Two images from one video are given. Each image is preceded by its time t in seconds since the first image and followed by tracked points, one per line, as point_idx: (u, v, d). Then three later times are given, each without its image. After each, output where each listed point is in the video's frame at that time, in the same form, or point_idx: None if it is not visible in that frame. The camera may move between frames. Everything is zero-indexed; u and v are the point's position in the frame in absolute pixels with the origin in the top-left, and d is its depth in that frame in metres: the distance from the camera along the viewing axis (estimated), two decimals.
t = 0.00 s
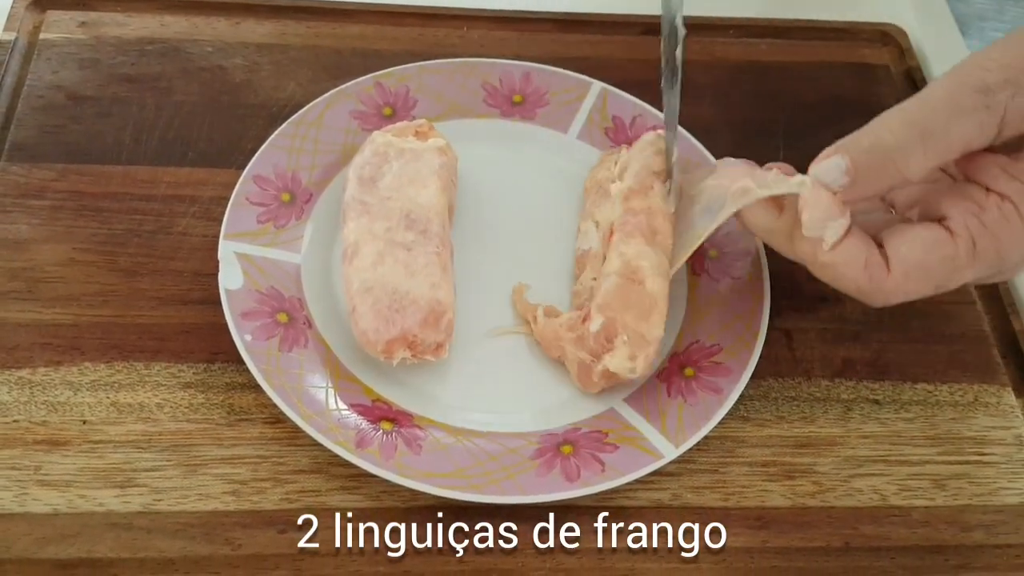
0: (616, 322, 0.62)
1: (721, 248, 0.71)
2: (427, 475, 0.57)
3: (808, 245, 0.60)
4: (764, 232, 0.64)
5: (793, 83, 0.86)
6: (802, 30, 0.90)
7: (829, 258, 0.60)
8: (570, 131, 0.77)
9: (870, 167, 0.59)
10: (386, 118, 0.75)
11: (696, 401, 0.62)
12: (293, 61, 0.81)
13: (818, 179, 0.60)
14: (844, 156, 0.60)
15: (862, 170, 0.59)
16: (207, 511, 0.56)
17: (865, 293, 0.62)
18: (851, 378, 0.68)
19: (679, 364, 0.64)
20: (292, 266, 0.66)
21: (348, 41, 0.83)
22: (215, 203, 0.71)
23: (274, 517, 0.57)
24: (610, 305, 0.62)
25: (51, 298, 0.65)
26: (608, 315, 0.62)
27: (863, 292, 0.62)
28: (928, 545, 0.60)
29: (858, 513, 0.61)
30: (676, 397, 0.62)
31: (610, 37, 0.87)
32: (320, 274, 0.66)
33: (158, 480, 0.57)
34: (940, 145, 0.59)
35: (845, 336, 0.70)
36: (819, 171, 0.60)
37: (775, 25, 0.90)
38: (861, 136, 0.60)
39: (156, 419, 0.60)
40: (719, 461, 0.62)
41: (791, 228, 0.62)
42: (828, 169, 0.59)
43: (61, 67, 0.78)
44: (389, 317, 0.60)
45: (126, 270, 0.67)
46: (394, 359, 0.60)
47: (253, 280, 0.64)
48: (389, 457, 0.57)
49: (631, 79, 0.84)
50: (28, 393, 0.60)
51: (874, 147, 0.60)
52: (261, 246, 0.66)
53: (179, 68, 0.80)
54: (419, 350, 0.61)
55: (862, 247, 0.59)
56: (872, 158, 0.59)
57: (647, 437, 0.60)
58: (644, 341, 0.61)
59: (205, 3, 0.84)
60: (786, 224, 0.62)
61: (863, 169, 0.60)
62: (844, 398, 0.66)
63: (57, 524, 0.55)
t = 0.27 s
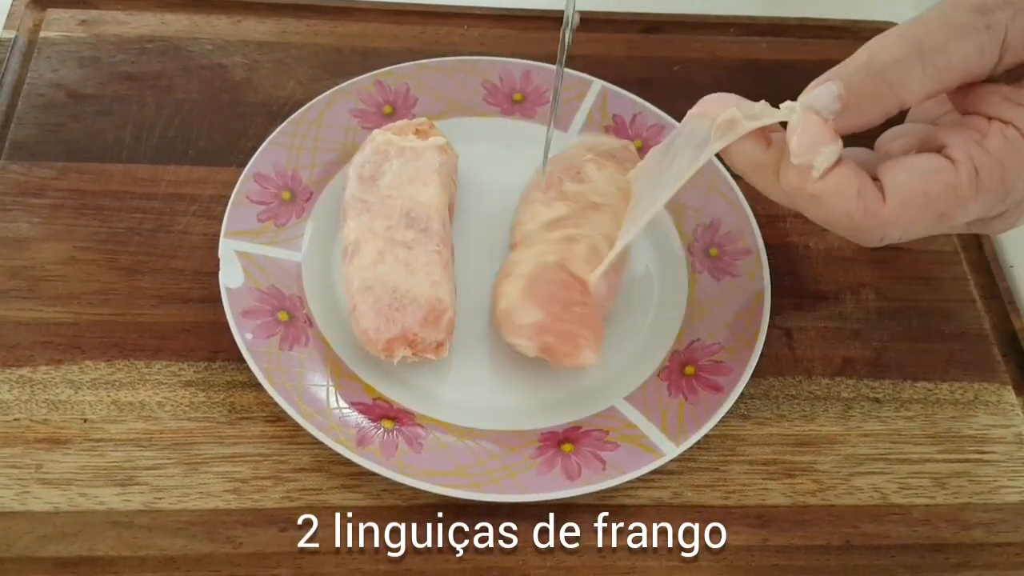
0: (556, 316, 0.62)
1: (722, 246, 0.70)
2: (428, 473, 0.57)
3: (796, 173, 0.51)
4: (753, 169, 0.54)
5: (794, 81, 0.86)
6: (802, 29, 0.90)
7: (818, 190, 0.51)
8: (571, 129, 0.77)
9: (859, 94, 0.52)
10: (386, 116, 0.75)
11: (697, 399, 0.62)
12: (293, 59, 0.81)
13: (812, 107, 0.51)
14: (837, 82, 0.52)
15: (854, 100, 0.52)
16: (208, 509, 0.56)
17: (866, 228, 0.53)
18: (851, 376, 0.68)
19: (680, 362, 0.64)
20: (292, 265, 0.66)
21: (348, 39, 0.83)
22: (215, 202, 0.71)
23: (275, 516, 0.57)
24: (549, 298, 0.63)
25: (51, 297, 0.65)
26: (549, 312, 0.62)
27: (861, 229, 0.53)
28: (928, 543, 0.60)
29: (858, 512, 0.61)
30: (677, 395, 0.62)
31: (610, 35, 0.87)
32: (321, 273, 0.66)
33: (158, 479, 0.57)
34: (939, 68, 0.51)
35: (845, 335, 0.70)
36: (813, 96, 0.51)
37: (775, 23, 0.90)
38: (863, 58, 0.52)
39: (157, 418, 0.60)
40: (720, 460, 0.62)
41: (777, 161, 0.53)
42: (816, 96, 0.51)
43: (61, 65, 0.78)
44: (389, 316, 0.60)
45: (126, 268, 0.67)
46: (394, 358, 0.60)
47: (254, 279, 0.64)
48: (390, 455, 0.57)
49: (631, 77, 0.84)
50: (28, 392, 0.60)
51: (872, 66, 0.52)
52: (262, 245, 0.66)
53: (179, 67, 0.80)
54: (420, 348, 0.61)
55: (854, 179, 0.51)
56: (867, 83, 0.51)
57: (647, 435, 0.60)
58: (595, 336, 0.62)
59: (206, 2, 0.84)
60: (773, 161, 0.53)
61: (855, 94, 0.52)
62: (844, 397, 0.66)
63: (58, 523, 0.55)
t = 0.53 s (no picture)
0: (541, 318, 0.61)
1: (723, 245, 0.70)
2: (430, 472, 0.57)
3: (858, 167, 0.49)
4: (808, 159, 0.52)
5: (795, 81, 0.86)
6: (804, 28, 0.90)
7: (883, 182, 0.49)
8: (572, 128, 0.77)
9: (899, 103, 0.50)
10: (388, 115, 0.75)
11: (698, 398, 0.62)
12: (295, 58, 0.81)
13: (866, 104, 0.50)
14: (895, 73, 0.51)
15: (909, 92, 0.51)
16: (210, 507, 0.56)
17: (921, 223, 0.51)
18: (852, 375, 0.68)
19: (681, 362, 0.64)
20: (294, 263, 0.66)
21: (350, 38, 0.83)
22: (217, 200, 0.71)
23: (276, 514, 0.57)
24: (536, 301, 0.62)
25: (53, 295, 0.65)
26: (535, 315, 0.61)
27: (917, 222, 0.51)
28: (929, 542, 0.61)
29: (859, 511, 0.61)
30: (679, 395, 0.62)
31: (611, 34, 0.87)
32: (323, 271, 0.66)
33: (160, 477, 0.57)
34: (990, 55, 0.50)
35: (846, 334, 0.70)
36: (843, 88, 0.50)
37: (777, 23, 0.90)
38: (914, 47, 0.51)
39: (159, 416, 0.60)
40: (722, 458, 0.62)
41: (836, 150, 0.50)
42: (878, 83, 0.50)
43: (62, 63, 0.78)
44: (391, 314, 0.60)
45: (128, 266, 0.67)
46: (396, 356, 0.60)
47: (256, 277, 0.64)
48: (392, 454, 0.57)
49: (632, 76, 0.84)
50: (30, 390, 0.60)
51: (932, 57, 0.51)
52: (264, 243, 0.66)
53: (181, 65, 0.80)
54: (421, 346, 0.60)
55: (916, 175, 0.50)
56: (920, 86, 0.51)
57: (649, 434, 0.60)
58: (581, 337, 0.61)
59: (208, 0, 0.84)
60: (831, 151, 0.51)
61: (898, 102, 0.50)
62: (845, 396, 0.66)
63: (60, 521, 0.55)
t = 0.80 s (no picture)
0: (524, 325, 0.60)
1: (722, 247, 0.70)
2: (429, 473, 0.57)
3: (969, 103, 0.49)
4: (911, 93, 0.51)
5: (794, 83, 0.86)
6: (804, 29, 0.90)
7: (999, 120, 0.49)
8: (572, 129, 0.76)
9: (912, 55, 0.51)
10: (387, 115, 0.75)
11: (697, 400, 0.62)
12: (294, 57, 0.81)
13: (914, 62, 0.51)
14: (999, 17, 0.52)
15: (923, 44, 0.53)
16: (208, 508, 0.56)
17: None
18: (851, 377, 0.68)
19: (681, 363, 0.64)
20: (293, 263, 0.66)
21: (349, 38, 0.83)
22: (215, 200, 0.71)
23: (275, 515, 0.56)
24: (520, 308, 0.61)
25: (51, 295, 0.65)
26: (519, 322, 0.60)
27: (1017, 164, 0.51)
28: (927, 545, 0.61)
29: (857, 513, 0.61)
30: (678, 396, 0.62)
31: (611, 35, 0.87)
32: (322, 272, 0.66)
33: (159, 478, 0.57)
34: None
35: (845, 336, 0.70)
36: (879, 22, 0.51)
37: (776, 24, 0.90)
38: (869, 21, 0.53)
39: (157, 417, 0.60)
40: (721, 460, 0.62)
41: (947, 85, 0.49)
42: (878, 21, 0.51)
43: (61, 61, 0.78)
44: (390, 315, 0.60)
45: (127, 266, 0.67)
46: (395, 358, 0.60)
47: (255, 277, 0.64)
48: (391, 455, 0.57)
49: (632, 77, 0.84)
50: (28, 390, 0.60)
51: None
52: (263, 243, 0.66)
53: (180, 64, 0.79)
54: (420, 348, 0.60)
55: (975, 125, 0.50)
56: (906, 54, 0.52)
57: (647, 435, 0.60)
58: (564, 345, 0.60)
59: None
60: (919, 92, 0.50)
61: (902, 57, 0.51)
62: (844, 398, 0.66)
63: (58, 522, 0.55)
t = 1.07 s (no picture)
0: (524, 330, 0.60)
1: (723, 250, 0.70)
2: (429, 479, 0.56)
3: None
4: None
5: (795, 86, 0.86)
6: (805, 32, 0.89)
7: None
8: (572, 132, 0.76)
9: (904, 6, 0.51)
10: (387, 118, 0.74)
11: (698, 405, 0.61)
12: (294, 59, 0.81)
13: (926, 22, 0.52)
14: None
15: None
16: (207, 514, 0.56)
17: None
18: (853, 382, 0.67)
19: (681, 368, 0.63)
20: (292, 267, 0.65)
21: (348, 40, 0.83)
22: (214, 204, 0.71)
23: (275, 522, 0.56)
24: (520, 313, 0.60)
25: (50, 300, 0.64)
26: (519, 327, 0.60)
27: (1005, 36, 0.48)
28: (929, 550, 0.60)
29: (859, 518, 0.61)
30: (679, 402, 0.61)
31: (611, 37, 0.87)
32: (321, 276, 0.66)
33: (157, 484, 0.57)
34: None
35: (846, 340, 0.70)
36: None
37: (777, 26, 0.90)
38: None
39: (156, 422, 0.59)
40: (722, 466, 0.62)
41: None
42: None
43: (58, 64, 0.77)
44: (389, 320, 0.60)
45: (125, 270, 0.66)
46: (395, 362, 0.60)
47: (254, 282, 0.63)
48: (391, 461, 0.57)
49: (633, 79, 0.84)
50: (26, 395, 0.60)
51: None
52: (262, 248, 0.65)
53: (179, 67, 0.79)
54: (421, 352, 0.60)
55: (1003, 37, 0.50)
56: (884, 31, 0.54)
57: (648, 441, 0.59)
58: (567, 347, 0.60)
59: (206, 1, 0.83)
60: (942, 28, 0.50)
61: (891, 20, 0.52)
62: (845, 402, 0.66)
63: (57, 528, 0.55)
